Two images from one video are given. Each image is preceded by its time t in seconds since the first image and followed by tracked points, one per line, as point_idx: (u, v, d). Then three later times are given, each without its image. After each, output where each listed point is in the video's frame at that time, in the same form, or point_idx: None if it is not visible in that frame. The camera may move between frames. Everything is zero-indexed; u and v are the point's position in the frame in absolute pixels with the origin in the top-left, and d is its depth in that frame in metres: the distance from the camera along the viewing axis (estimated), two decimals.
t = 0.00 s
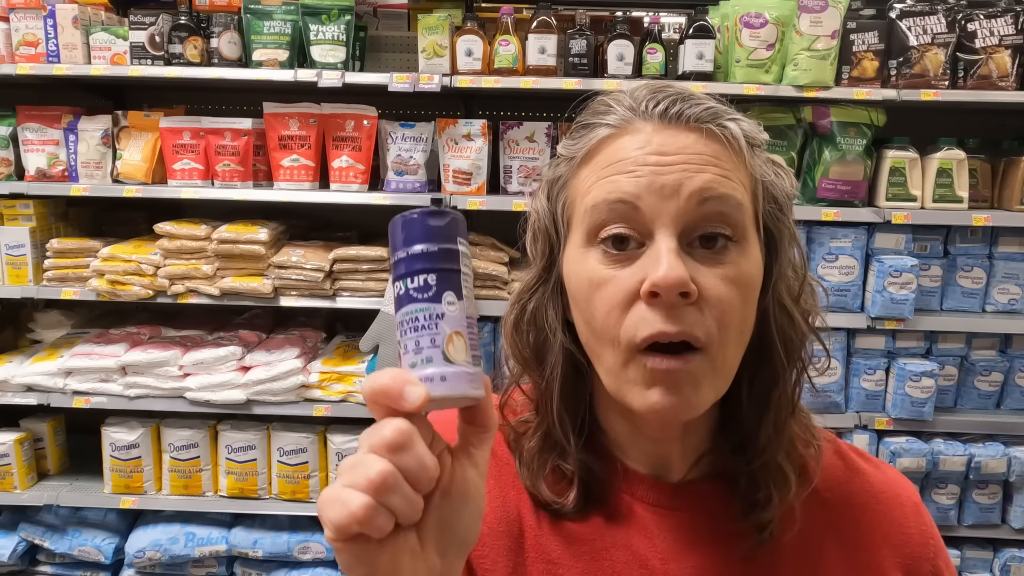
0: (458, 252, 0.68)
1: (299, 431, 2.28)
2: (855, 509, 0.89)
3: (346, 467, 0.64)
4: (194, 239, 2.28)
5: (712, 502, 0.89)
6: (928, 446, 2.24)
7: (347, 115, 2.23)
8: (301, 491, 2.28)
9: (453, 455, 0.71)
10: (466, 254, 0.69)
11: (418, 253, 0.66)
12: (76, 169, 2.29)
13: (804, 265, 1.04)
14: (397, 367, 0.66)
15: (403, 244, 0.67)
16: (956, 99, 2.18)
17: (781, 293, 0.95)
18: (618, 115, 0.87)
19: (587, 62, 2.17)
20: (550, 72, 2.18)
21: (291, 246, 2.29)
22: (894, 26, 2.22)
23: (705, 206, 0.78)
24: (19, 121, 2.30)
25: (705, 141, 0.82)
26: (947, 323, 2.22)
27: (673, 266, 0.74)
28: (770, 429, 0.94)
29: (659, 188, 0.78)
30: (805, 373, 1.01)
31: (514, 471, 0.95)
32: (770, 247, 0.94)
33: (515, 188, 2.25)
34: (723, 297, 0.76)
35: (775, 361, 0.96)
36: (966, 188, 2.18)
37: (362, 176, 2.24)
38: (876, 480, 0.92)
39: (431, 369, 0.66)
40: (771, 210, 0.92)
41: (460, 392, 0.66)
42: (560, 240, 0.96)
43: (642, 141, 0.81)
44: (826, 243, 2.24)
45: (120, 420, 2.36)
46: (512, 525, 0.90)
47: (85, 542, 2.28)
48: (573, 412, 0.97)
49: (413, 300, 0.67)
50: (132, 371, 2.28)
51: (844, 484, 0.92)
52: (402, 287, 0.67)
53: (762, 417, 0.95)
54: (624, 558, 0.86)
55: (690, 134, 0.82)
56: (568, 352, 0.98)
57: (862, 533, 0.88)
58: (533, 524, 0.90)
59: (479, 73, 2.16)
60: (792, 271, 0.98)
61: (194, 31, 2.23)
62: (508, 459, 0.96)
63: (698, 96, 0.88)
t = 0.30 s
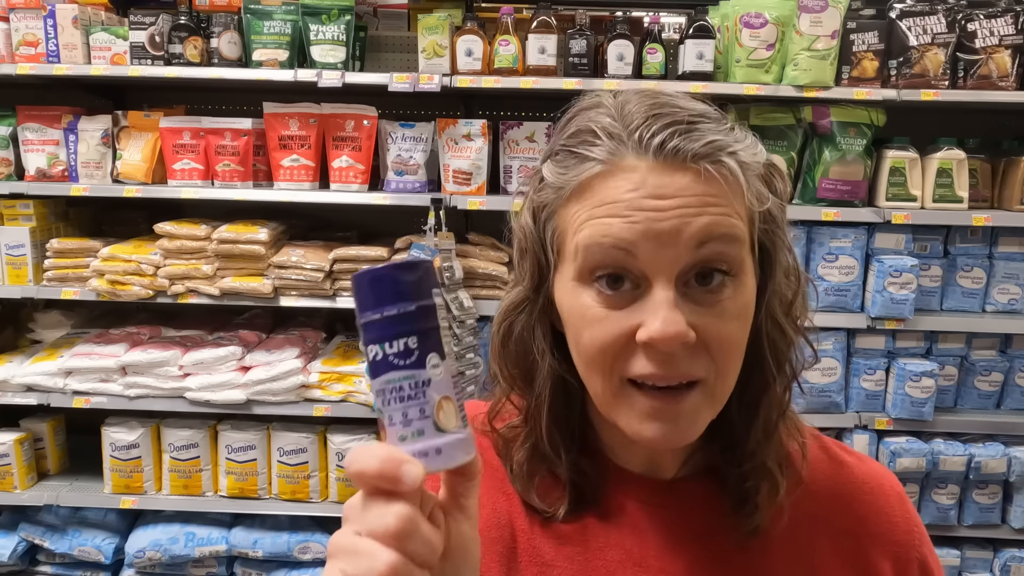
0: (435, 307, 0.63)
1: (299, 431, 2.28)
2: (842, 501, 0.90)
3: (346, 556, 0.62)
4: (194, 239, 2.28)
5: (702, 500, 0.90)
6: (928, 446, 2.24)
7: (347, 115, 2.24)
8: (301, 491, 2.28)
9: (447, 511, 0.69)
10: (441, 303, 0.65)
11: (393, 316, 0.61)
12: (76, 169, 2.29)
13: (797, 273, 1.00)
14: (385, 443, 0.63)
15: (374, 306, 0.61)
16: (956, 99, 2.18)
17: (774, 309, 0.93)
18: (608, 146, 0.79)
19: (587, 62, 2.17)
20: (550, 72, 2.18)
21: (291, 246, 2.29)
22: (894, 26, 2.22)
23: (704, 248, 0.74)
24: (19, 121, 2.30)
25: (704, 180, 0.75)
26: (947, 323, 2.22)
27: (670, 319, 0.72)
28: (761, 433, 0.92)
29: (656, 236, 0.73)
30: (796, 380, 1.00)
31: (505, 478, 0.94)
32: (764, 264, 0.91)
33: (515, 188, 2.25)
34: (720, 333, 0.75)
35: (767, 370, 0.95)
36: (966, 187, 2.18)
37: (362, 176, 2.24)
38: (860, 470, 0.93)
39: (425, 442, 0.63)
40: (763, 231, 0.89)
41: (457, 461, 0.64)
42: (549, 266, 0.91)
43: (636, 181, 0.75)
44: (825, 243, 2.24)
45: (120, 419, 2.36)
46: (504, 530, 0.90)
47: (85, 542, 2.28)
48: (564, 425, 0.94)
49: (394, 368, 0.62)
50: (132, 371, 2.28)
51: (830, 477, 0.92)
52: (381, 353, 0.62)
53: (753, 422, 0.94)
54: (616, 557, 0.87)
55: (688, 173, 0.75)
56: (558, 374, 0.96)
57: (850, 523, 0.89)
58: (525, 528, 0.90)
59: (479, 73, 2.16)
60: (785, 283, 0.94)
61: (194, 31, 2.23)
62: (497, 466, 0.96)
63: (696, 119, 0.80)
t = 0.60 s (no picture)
0: (423, 326, 0.64)
1: (299, 431, 2.28)
2: (827, 503, 0.90)
3: None
4: (194, 239, 2.28)
5: (686, 507, 0.90)
6: (928, 446, 2.24)
7: (347, 115, 2.24)
8: (301, 491, 2.28)
9: (430, 530, 0.69)
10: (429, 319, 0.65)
11: (382, 336, 0.61)
12: (76, 169, 2.29)
13: (784, 277, 0.99)
14: (374, 464, 0.63)
15: (362, 326, 0.61)
16: (956, 99, 2.18)
17: (761, 319, 0.92)
18: (594, 165, 0.77)
19: (587, 62, 2.17)
20: (550, 72, 2.18)
21: (291, 246, 2.29)
22: (894, 26, 2.22)
23: (693, 270, 0.74)
24: (19, 121, 2.30)
25: (692, 203, 0.75)
26: (947, 323, 2.22)
27: (657, 344, 0.72)
28: (747, 441, 0.91)
29: (643, 261, 0.72)
30: (784, 388, 0.98)
31: (487, 491, 0.94)
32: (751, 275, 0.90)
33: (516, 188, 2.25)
34: (706, 352, 0.76)
35: (753, 378, 0.94)
36: (966, 187, 2.18)
37: (363, 176, 2.24)
38: (846, 472, 0.93)
39: (417, 463, 0.64)
40: (749, 241, 0.88)
41: (449, 481, 0.65)
42: (532, 280, 0.90)
43: (623, 205, 0.74)
44: (826, 243, 2.24)
45: (120, 419, 2.36)
46: (487, 542, 0.91)
47: (86, 542, 2.28)
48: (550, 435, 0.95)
49: (385, 388, 0.62)
50: (132, 371, 2.28)
51: (814, 480, 0.92)
52: (370, 373, 0.62)
53: (738, 430, 0.93)
54: (601, 565, 0.87)
55: (676, 196, 0.74)
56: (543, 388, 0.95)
57: (837, 524, 0.90)
58: (508, 539, 0.90)
59: (479, 73, 2.16)
60: (771, 289, 0.93)
61: (193, 31, 2.23)
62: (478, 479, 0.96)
63: (685, 136, 0.79)
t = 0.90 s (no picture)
0: (412, 288, 0.64)
1: (299, 431, 2.28)
2: (822, 502, 0.90)
3: (323, 541, 0.62)
4: (194, 239, 2.28)
5: (680, 501, 0.89)
6: (928, 446, 2.24)
7: (347, 115, 2.24)
8: (301, 491, 2.28)
9: (418, 501, 0.69)
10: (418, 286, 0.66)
11: (371, 297, 0.62)
12: (76, 169, 2.29)
13: (779, 261, 1.00)
14: (364, 426, 0.63)
15: (349, 288, 0.61)
16: (956, 99, 2.18)
17: (755, 302, 0.94)
18: (589, 138, 0.79)
19: (587, 62, 2.17)
20: (550, 72, 2.18)
21: (291, 246, 2.29)
22: (894, 26, 2.22)
23: (688, 244, 0.74)
24: (19, 121, 2.30)
25: (688, 174, 0.75)
26: (947, 323, 2.22)
27: (651, 318, 0.72)
28: (740, 433, 0.93)
29: (639, 232, 0.73)
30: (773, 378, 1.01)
31: (476, 485, 0.93)
32: (745, 257, 0.92)
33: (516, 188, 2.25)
34: (700, 333, 0.76)
35: (747, 366, 0.96)
36: (966, 188, 2.18)
37: (363, 176, 2.24)
38: (841, 472, 0.93)
39: (408, 423, 0.64)
40: (744, 222, 0.89)
41: (440, 442, 0.65)
42: (528, 259, 0.90)
43: (618, 176, 0.75)
44: (825, 243, 2.24)
45: (120, 419, 2.36)
46: (475, 539, 0.89)
47: (86, 542, 2.28)
48: (545, 421, 0.95)
49: (375, 349, 0.63)
50: (132, 371, 2.28)
51: (811, 478, 0.92)
52: (359, 335, 0.62)
53: (732, 420, 0.94)
54: (594, 563, 0.86)
55: (672, 168, 0.75)
56: (536, 370, 0.96)
57: (832, 523, 0.89)
58: (497, 535, 0.89)
59: (479, 73, 2.16)
60: (766, 275, 0.95)
61: (194, 31, 2.23)
62: (469, 472, 0.95)
63: (680, 112, 0.80)
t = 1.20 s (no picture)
0: (431, 291, 0.65)
1: (299, 431, 2.28)
2: (824, 504, 0.90)
3: (342, 536, 0.63)
4: (194, 239, 2.28)
5: (684, 499, 0.90)
6: (928, 447, 2.25)
7: (347, 115, 2.24)
8: (301, 491, 2.28)
9: (435, 498, 0.69)
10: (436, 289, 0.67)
11: (392, 301, 0.63)
12: (76, 169, 2.29)
13: (779, 266, 0.99)
14: (384, 425, 0.64)
15: (370, 292, 0.62)
16: (956, 99, 2.18)
17: (754, 305, 0.94)
18: (585, 154, 0.79)
19: (587, 62, 2.17)
20: (550, 72, 2.18)
21: (291, 246, 2.29)
22: (894, 26, 2.22)
23: (683, 255, 0.74)
24: (19, 121, 2.30)
25: (682, 188, 0.75)
26: (947, 323, 2.22)
27: (649, 326, 0.72)
28: (741, 432, 0.93)
29: (635, 245, 0.73)
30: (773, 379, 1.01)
31: (484, 482, 0.94)
32: (744, 263, 0.92)
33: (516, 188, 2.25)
34: (697, 340, 0.76)
35: (745, 366, 0.96)
36: (966, 188, 2.18)
37: (362, 176, 2.24)
38: (842, 474, 0.93)
39: (426, 424, 0.65)
40: (743, 229, 0.89)
41: (457, 444, 0.67)
42: (530, 267, 0.90)
43: (614, 191, 0.75)
44: (826, 243, 2.24)
45: (120, 419, 2.36)
46: (481, 534, 0.89)
47: (85, 542, 2.28)
48: (547, 423, 0.96)
49: (395, 351, 0.64)
50: (132, 371, 2.28)
51: (812, 479, 0.93)
52: (380, 337, 0.63)
53: (732, 421, 0.95)
54: (599, 559, 0.86)
55: (666, 182, 0.75)
56: (540, 373, 0.96)
57: (834, 524, 0.90)
58: (502, 531, 0.89)
59: (479, 73, 2.16)
60: (765, 279, 0.94)
61: (193, 31, 2.23)
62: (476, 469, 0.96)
63: (676, 124, 0.80)
